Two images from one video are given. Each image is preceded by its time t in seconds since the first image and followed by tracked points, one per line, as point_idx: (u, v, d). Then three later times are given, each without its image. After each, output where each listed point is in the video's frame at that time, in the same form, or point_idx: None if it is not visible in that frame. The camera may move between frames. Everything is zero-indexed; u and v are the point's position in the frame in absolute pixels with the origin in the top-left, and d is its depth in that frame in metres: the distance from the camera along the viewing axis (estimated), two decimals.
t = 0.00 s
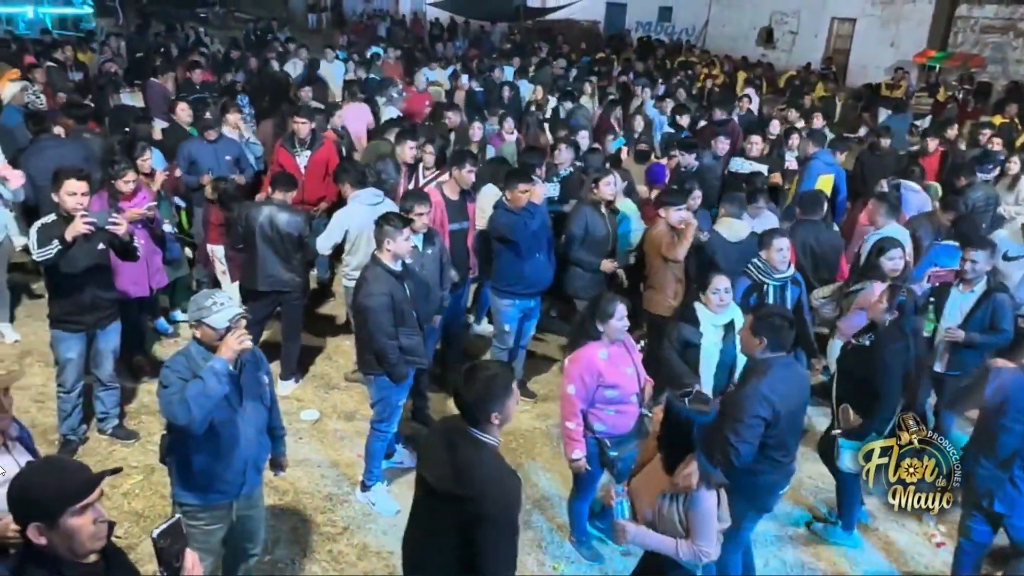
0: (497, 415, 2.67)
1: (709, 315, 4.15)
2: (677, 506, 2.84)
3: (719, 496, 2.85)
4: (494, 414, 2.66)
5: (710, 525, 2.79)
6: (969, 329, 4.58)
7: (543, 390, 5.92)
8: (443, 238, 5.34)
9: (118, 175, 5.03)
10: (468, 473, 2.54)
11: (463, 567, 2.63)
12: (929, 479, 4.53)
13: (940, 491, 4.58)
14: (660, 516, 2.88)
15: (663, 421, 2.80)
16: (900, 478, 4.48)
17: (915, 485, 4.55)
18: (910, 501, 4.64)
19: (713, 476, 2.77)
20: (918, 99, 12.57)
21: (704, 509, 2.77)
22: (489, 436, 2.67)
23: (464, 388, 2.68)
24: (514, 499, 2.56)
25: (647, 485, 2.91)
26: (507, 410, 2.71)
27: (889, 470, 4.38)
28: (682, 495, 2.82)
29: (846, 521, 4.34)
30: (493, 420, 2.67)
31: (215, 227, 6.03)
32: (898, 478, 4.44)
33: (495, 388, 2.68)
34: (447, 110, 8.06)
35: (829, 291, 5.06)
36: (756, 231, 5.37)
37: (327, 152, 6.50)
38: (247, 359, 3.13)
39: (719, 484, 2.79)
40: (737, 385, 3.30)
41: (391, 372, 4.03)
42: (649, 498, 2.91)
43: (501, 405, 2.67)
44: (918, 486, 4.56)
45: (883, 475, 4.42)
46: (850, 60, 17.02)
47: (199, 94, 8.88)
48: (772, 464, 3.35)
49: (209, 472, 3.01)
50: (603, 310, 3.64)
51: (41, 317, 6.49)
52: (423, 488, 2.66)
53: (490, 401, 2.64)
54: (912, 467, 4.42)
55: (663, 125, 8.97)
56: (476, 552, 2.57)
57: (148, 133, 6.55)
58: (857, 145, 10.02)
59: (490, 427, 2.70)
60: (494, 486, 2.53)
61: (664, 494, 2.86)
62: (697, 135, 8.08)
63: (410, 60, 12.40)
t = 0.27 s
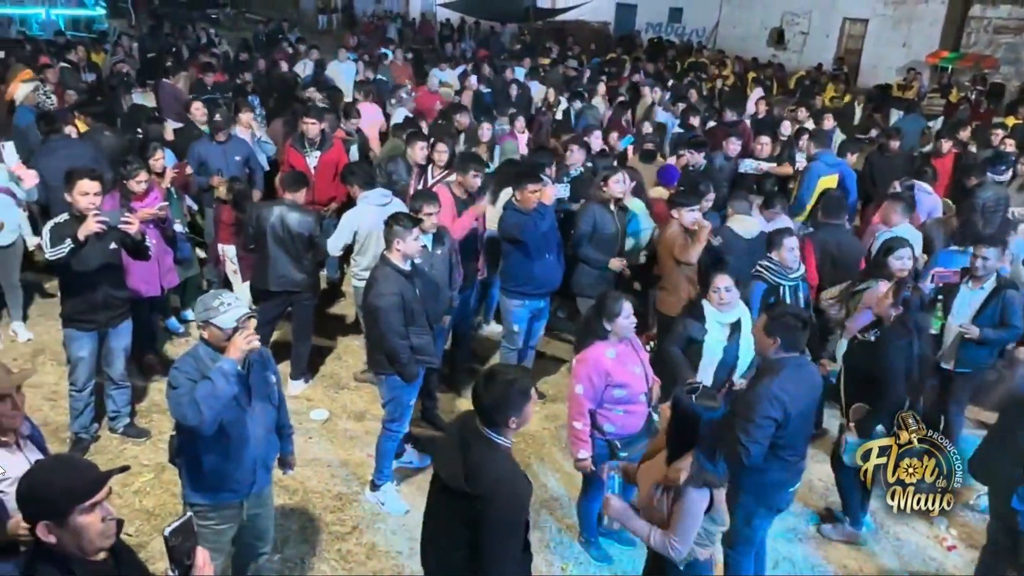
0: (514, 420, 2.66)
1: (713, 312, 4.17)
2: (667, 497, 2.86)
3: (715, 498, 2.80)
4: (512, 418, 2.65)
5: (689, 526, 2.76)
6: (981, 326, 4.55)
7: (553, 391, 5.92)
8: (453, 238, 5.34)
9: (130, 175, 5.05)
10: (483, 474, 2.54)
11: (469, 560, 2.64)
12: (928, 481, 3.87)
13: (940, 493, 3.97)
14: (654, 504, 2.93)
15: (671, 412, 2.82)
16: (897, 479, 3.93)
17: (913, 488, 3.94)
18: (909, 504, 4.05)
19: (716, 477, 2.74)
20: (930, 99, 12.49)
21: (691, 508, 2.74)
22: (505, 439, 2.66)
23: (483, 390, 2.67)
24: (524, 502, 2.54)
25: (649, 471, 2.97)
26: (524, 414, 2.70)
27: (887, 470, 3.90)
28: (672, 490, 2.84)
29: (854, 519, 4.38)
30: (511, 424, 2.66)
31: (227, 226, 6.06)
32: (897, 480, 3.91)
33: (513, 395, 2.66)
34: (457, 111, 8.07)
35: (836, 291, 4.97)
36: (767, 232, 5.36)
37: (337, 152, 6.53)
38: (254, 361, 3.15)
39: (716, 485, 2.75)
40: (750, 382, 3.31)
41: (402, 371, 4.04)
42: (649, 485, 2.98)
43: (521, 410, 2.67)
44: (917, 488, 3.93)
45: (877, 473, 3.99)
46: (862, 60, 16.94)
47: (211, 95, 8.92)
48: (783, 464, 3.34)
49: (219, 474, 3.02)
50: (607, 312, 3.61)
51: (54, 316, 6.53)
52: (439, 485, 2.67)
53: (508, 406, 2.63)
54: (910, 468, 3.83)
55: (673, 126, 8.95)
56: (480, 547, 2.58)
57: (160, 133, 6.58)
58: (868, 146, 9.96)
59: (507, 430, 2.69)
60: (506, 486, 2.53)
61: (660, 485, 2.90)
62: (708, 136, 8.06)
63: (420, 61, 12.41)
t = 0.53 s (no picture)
0: (529, 410, 2.65)
1: (722, 318, 4.11)
2: (687, 507, 2.78)
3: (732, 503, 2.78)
4: (525, 410, 2.65)
5: (711, 535, 2.71)
6: (989, 331, 4.57)
7: (560, 392, 5.92)
8: (461, 240, 5.36)
9: (141, 176, 5.09)
10: (490, 458, 2.58)
11: (473, 549, 2.64)
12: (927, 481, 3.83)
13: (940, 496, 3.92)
14: (668, 515, 2.85)
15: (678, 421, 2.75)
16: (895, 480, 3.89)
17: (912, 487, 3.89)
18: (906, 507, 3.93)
19: (730, 481, 2.70)
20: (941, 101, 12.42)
21: (711, 512, 2.71)
22: (517, 431, 2.66)
23: (499, 381, 2.67)
24: (528, 497, 2.56)
25: (664, 481, 2.88)
26: (540, 404, 2.69)
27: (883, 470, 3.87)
28: (693, 502, 2.76)
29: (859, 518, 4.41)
30: (525, 415, 2.66)
31: (242, 227, 6.09)
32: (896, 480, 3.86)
33: (528, 384, 2.67)
34: (466, 112, 8.08)
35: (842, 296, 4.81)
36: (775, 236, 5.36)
37: (346, 152, 6.57)
38: (258, 363, 3.15)
39: (733, 489, 2.73)
40: (763, 385, 3.31)
41: (410, 372, 4.05)
42: (663, 498, 2.88)
43: (533, 400, 2.66)
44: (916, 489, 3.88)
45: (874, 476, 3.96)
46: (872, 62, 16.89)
47: (222, 97, 8.96)
48: (798, 466, 3.34)
49: (225, 477, 3.04)
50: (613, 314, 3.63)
51: (66, 316, 6.58)
52: (457, 475, 2.67)
53: (521, 397, 2.63)
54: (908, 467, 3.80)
55: (682, 128, 8.93)
56: (479, 536, 2.60)
57: (172, 135, 6.62)
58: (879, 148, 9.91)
59: (520, 424, 2.68)
60: (511, 484, 2.54)
61: (676, 496, 2.82)
62: (717, 138, 8.04)
63: (429, 62, 12.44)
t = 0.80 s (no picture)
0: (537, 418, 2.66)
1: (728, 317, 4.09)
2: (695, 504, 2.77)
3: (738, 496, 2.79)
4: (533, 416, 2.66)
5: (721, 527, 2.71)
6: (998, 331, 4.53)
7: (564, 393, 5.92)
8: (465, 240, 5.35)
9: (146, 177, 5.09)
10: (502, 473, 2.55)
11: (489, 559, 2.63)
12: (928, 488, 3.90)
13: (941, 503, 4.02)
14: (676, 516, 2.83)
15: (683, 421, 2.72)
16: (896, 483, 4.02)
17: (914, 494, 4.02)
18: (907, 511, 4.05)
19: (738, 474, 2.72)
20: (945, 102, 12.38)
21: (721, 506, 2.71)
22: (526, 439, 2.67)
23: (507, 390, 2.69)
24: (540, 505, 2.52)
25: (665, 483, 2.88)
26: (547, 414, 2.70)
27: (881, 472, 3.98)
28: (700, 499, 2.76)
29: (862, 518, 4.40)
30: (535, 422, 2.66)
31: (248, 228, 6.12)
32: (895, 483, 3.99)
33: (531, 386, 2.68)
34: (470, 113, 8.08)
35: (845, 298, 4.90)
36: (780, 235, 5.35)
37: (350, 152, 6.60)
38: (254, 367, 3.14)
39: (739, 482, 2.74)
40: (765, 387, 3.30)
41: (412, 371, 4.05)
42: (669, 497, 2.86)
43: (542, 409, 2.67)
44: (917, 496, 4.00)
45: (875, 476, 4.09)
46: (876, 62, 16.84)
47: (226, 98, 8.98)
48: (799, 468, 3.33)
49: (222, 482, 3.06)
50: (624, 314, 3.64)
51: (70, 316, 6.59)
52: (467, 491, 2.67)
53: (530, 402, 2.65)
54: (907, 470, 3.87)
55: (686, 129, 8.93)
56: (500, 551, 2.56)
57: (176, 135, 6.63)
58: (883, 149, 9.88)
59: (529, 434, 2.68)
60: (525, 491, 2.51)
61: (683, 493, 2.80)
62: (721, 138, 8.03)
63: (433, 63, 12.44)
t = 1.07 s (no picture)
0: (536, 418, 2.67)
1: (725, 319, 4.07)
2: (693, 518, 2.73)
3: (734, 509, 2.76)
4: (534, 416, 2.67)
5: (723, 541, 2.69)
6: (999, 337, 4.51)
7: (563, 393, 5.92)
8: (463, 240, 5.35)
9: (144, 177, 5.09)
10: (505, 474, 2.53)
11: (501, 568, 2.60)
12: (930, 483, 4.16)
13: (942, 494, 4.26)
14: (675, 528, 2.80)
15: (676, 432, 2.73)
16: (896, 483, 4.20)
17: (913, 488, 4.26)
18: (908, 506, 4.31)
19: (731, 484, 2.70)
20: (944, 102, 12.38)
21: (718, 518, 2.68)
22: (525, 439, 2.67)
23: (509, 393, 2.69)
24: (550, 503, 2.53)
25: (660, 496, 2.82)
26: (548, 415, 2.71)
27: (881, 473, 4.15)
28: (699, 513, 2.72)
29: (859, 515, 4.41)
30: (534, 423, 2.68)
31: (247, 228, 6.14)
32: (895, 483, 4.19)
33: (529, 387, 2.68)
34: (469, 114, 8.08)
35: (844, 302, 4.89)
36: (774, 235, 5.38)
37: (349, 153, 6.63)
38: (243, 371, 3.14)
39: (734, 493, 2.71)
40: (756, 390, 3.31)
41: (409, 371, 4.04)
42: (664, 512, 2.82)
43: (543, 411, 2.68)
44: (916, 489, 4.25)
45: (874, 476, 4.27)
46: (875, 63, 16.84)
47: (225, 98, 8.97)
48: (791, 470, 3.33)
49: (214, 487, 3.06)
50: (627, 311, 3.64)
51: (69, 316, 6.59)
52: (467, 495, 2.65)
53: (532, 402, 2.66)
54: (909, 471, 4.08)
55: (685, 129, 8.92)
56: (515, 555, 2.54)
57: (176, 135, 6.63)
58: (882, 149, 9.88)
59: (526, 430, 2.69)
60: (533, 493, 2.50)
61: (679, 507, 2.76)
62: (720, 139, 8.03)
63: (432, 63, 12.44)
